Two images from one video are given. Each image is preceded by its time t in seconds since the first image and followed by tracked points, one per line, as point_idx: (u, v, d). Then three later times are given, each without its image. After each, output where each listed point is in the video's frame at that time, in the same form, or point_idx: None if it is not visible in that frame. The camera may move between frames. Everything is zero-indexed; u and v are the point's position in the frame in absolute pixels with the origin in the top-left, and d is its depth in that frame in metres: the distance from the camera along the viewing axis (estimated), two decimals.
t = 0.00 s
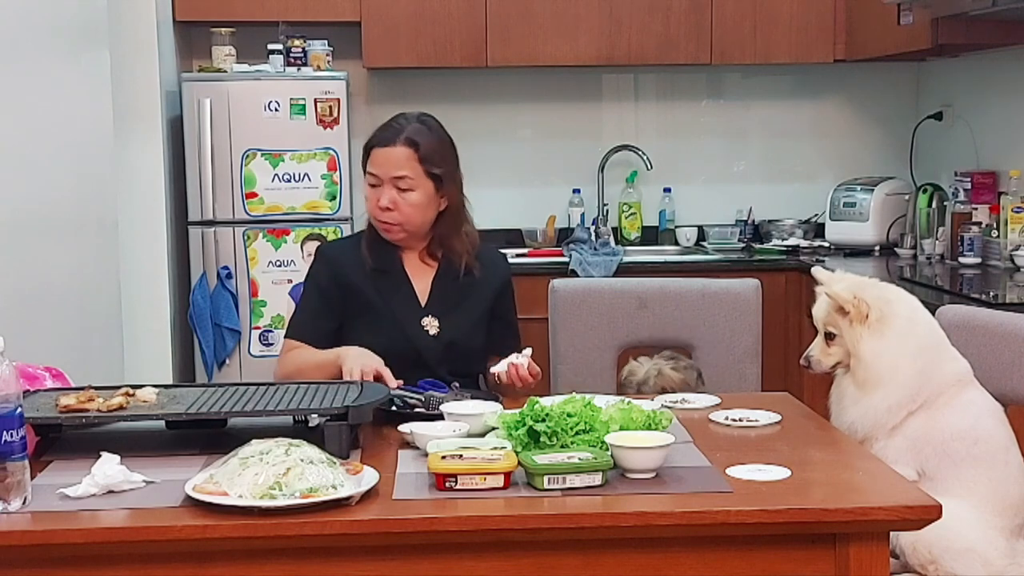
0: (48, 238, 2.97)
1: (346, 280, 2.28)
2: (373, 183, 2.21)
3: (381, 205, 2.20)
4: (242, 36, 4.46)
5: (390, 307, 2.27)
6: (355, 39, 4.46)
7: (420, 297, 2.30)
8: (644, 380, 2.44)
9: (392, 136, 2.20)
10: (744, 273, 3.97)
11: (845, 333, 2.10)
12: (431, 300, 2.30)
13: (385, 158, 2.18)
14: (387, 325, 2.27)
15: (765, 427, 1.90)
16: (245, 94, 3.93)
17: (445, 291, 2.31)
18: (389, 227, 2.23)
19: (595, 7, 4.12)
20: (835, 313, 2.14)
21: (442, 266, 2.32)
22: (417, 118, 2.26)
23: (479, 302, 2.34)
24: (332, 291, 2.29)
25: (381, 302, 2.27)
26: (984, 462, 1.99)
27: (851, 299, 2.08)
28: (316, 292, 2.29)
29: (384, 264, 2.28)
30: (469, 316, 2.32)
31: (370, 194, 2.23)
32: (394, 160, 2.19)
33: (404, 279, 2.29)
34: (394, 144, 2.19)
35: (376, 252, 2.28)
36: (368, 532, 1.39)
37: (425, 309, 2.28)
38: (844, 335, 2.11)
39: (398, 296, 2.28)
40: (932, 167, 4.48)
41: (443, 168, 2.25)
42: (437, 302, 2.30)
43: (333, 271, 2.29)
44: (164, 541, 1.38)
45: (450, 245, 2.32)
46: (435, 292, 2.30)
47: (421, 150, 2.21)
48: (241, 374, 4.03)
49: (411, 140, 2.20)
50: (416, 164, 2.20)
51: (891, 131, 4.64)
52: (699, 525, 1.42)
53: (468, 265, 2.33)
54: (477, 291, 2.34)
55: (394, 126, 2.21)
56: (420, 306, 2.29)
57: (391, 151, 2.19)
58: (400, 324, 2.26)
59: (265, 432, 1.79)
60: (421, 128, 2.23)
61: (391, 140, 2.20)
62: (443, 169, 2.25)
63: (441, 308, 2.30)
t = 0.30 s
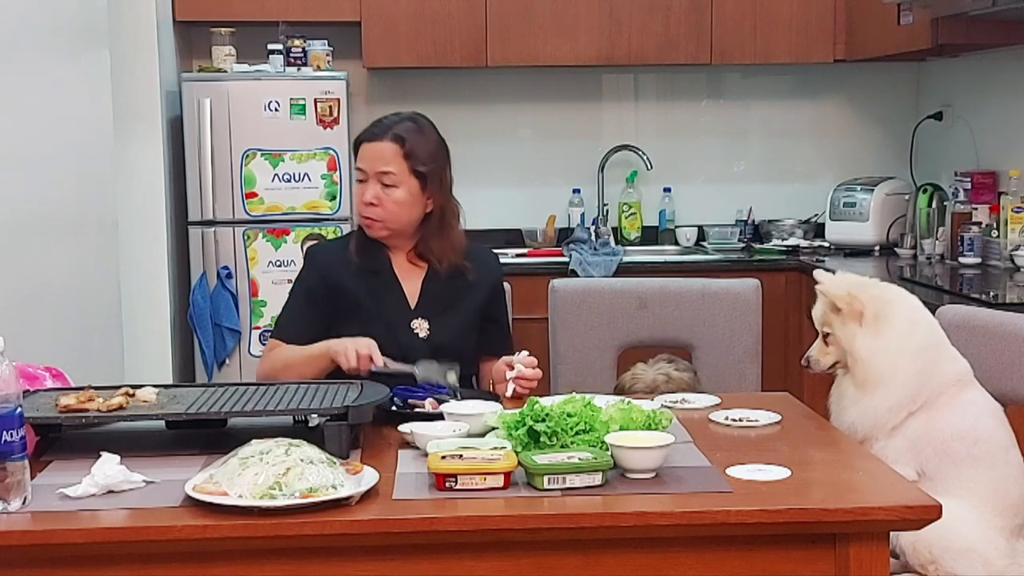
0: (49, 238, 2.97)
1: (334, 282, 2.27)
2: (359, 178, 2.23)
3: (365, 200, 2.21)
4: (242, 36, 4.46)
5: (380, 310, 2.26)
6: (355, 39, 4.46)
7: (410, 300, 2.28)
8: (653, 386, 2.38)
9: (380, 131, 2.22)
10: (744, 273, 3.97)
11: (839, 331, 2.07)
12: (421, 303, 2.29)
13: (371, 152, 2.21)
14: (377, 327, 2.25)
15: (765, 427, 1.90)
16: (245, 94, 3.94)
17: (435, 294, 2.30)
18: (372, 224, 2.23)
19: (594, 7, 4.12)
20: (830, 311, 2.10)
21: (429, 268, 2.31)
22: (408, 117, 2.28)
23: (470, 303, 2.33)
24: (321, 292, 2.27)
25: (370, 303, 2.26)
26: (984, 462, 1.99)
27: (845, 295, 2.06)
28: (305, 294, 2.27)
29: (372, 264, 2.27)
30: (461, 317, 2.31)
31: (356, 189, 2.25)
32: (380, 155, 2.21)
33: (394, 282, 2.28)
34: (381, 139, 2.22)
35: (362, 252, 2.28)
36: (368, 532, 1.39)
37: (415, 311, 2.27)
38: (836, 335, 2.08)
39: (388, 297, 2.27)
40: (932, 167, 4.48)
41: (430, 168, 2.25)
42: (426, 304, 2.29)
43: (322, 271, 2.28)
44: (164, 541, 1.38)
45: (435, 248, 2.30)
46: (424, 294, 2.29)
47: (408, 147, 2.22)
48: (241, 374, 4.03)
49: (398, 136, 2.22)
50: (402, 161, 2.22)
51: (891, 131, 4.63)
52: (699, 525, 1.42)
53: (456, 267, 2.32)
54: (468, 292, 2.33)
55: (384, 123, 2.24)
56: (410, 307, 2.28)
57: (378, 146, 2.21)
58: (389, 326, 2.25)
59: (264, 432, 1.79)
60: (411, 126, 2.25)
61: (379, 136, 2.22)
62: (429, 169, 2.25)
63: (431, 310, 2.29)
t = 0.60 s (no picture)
0: (50, 238, 2.97)
1: (319, 283, 2.25)
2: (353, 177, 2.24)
3: (356, 199, 2.21)
4: (242, 36, 4.46)
5: (363, 312, 2.23)
6: (355, 39, 4.47)
7: (396, 304, 2.25)
8: (663, 389, 2.37)
9: (375, 130, 2.23)
10: (743, 273, 3.97)
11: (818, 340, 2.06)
12: (408, 306, 2.25)
13: (365, 151, 2.21)
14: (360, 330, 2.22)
15: (765, 427, 1.90)
16: (245, 94, 3.94)
17: (423, 296, 2.26)
18: (362, 224, 2.22)
19: (594, 7, 4.12)
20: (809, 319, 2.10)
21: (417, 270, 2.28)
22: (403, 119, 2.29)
23: (459, 305, 2.29)
24: (305, 292, 2.27)
25: (353, 305, 2.24)
26: (984, 461, 2.00)
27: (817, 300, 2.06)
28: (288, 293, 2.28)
29: (358, 267, 2.25)
30: (449, 319, 2.27)
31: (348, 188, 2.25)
32: (374, 154, 2.21)
33: (378, 285, 2.25)
34: (375, 138, 2.22)
35: (349, 254, 2.26)
36: (368, 532, 1.39)
37: (402, 313, 2.24)
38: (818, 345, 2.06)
39: (372, 300, 2.24)
40: (932, 167, 4.48)
41: (423, 168, 2.25)
42: (414, 307, 2.25)
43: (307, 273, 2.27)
44: (164, 541, 1.38)
45: (424, 250, 2.28)
46: (411, 297, 2.26)
47: (402, 147, 2.23)
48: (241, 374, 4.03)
49: (392, 135, 2.22)
50: (395, 160, 2.22)
51: (891, 131, 4.63)
52: (699, 525, 1.42)
53: (446, 269, 2.29)
54: (457, 294, 2.30)
55: (379, 123, 2.25)
56: (396, 310, 2.24)
57: (372, 145, 2.22)
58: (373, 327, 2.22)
59: (265, 432, 1.79)
60: (406, 126, 2.25)
61: (373, 135, 2.23)
62: (422, 170, 2.25)
63: (418, 312, 2.25)
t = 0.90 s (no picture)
0: (50, 238, 2.97)
1: (307, 284, 2.27)
2: (342, 176, 2.23)
3: (345, 199, 2.21)
4: (242, 36, 4.46)
5: (349, 313, 2.23)
6: (355, 39, 4.46)
7: (383, 306, 2.24)
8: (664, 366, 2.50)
9: (365, 130, 2.23)
10: (744, 273, 3.97)
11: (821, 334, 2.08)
12: (395, 308, 2.24)
13: (355, 150, 2.21)
14: (346, 331, 2.23)
15: (765, 427, 1.90)
16: (245, 95, 3.94)
17: (410, 298, 2.25)
18: (351, 224, 2.22)
19: (594, 7, 4.12)
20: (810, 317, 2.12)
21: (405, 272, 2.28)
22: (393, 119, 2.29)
23: (447, 305, 2.29)
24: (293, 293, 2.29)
25: (339, 306, 2.24)
26: (984, 461, 2.00)
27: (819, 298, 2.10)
28: (278, 295, 2.31)
29: (344, 270, 2.25)
30: (438, 319, 2.26)
31: (337, 188, 2.24)
32: (363, 154, 2.21)
33: (365, 287, 2.24)
34: (365, 138, 2.22)
35: (337, 256, 2.26)
36: (368, 532, 1.39)
37: (388, 315, 2.23)
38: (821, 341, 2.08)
39: (358, 301, 2.23)
40: (932, 167, 4.48)
41: (413, 168, 2.25)
42: (401, 309, 2.24)
43: (294, 273, 2.29)
44: (164, 541, 1.38)
45: (412, 251, 2.27)
46: (398, 298, 2.25)
47: (391, 147, 2.23)
48: (241, 374, 4.03)
49: (382, 135, 2.22)
50: (384, 160, 2.22)
51: (891, 131, 4.63)
52: (698, 525, 1.42)
53: (434, 270, 2.29)
54: (444, 294, 2.29)
55: (369, 123, 2.24)
56: (383, 312, 2.23)
57: (361, 145, 2.22)
58: (359, 328, 2.22)
59: (265, 432, 1.79)
60: (396, 126, 2.26)
61: (363, 134, 2.23)
62: (411, 170, 2.25)
63: (405, 314, 2.24)
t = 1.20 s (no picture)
0: (50, 238, 2.97)
1: (302, 284, 2.26)
2: (336, 177, 2.23)
3: (339, 200, 2.20)
4: (242, 36, 4.46)
5: (344, 314, 2.23)
6: (355, 39, 4.47)
7: (379, 306, 2.24)
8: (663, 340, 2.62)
9: (359, 131, 2.23)
10: (744, 273, 3.97)
11: (844, 327, 2.11)
12: (391, 309, 2.24)
13: (348, 151, 2.21)
14: (340, 332, 2.22)
15: (765, 427, 1.90)
16: (246, 95, 3.94)
17: (406, 298, 2.25)
18: (345, 225, 2.21)
19: (594, 7, 4.12)
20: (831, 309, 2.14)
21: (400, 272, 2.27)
22: (387, 119, 2.30)
23: (442, 306, 2.29)
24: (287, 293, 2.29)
25: (333, 306, 2.23)
26: (982, 460, 2.00)
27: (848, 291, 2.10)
28: (273, 296, 2.31)
29: (339, 272, 2.24)
30: (434, 319, 2.26)
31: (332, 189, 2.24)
32: (357, 154, 2.22)
33: (361, 286, 2.24)
34: (359, 139, 2.22)
35: (332, 257, 2.26)
36: (368, 532, 1.39)
37: (384, 317, 2.23)
38: (845, 334, 2.11)
39: (353, 303, 2.23)
40: (932, 167, 4.48)
41: (407, 168, 2.25)
42: (396, 310, 2.24)
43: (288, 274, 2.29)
44: (165, 541, 1.38)
45: (407, 251, 2.27)
46: (393, 299, 2.24)
47: (385, 148, 2.23)
48: (241, 374, 4.03)
49: (375, 135, 2.23)
50: (378, 160, 2.23)
51: (891, 131, 4.63)
52: (698, 525, 1.42)
53: (429, 271, 2.29)
54: (440, 295, 2.29)
55: (362, 123, 2.25)
56: (378, 313, 2.23)
57: (355, 145, 2.22)
58: (354, 330, 2.21)
59: (265, 432, 1.79)
60: (389, 126, 2.26)
61: (357, 135, 2.23)
62: (405, 170, 2.25)
63: (401, 315, 2.24)
